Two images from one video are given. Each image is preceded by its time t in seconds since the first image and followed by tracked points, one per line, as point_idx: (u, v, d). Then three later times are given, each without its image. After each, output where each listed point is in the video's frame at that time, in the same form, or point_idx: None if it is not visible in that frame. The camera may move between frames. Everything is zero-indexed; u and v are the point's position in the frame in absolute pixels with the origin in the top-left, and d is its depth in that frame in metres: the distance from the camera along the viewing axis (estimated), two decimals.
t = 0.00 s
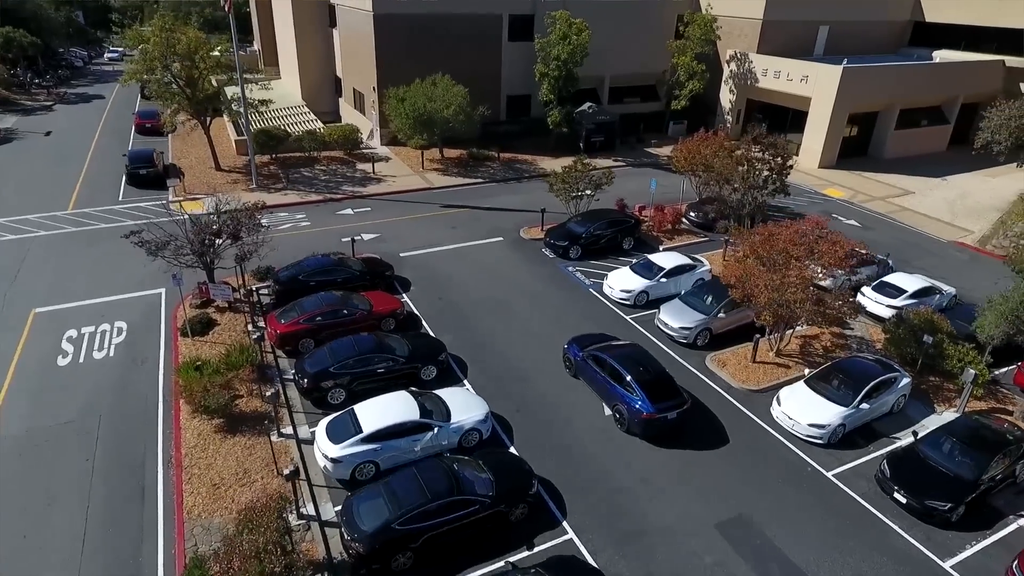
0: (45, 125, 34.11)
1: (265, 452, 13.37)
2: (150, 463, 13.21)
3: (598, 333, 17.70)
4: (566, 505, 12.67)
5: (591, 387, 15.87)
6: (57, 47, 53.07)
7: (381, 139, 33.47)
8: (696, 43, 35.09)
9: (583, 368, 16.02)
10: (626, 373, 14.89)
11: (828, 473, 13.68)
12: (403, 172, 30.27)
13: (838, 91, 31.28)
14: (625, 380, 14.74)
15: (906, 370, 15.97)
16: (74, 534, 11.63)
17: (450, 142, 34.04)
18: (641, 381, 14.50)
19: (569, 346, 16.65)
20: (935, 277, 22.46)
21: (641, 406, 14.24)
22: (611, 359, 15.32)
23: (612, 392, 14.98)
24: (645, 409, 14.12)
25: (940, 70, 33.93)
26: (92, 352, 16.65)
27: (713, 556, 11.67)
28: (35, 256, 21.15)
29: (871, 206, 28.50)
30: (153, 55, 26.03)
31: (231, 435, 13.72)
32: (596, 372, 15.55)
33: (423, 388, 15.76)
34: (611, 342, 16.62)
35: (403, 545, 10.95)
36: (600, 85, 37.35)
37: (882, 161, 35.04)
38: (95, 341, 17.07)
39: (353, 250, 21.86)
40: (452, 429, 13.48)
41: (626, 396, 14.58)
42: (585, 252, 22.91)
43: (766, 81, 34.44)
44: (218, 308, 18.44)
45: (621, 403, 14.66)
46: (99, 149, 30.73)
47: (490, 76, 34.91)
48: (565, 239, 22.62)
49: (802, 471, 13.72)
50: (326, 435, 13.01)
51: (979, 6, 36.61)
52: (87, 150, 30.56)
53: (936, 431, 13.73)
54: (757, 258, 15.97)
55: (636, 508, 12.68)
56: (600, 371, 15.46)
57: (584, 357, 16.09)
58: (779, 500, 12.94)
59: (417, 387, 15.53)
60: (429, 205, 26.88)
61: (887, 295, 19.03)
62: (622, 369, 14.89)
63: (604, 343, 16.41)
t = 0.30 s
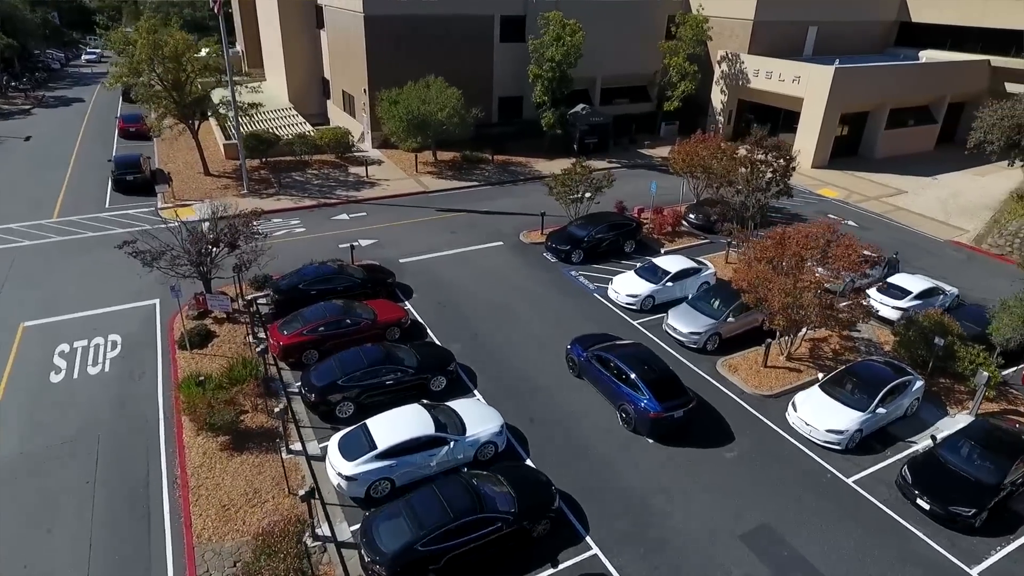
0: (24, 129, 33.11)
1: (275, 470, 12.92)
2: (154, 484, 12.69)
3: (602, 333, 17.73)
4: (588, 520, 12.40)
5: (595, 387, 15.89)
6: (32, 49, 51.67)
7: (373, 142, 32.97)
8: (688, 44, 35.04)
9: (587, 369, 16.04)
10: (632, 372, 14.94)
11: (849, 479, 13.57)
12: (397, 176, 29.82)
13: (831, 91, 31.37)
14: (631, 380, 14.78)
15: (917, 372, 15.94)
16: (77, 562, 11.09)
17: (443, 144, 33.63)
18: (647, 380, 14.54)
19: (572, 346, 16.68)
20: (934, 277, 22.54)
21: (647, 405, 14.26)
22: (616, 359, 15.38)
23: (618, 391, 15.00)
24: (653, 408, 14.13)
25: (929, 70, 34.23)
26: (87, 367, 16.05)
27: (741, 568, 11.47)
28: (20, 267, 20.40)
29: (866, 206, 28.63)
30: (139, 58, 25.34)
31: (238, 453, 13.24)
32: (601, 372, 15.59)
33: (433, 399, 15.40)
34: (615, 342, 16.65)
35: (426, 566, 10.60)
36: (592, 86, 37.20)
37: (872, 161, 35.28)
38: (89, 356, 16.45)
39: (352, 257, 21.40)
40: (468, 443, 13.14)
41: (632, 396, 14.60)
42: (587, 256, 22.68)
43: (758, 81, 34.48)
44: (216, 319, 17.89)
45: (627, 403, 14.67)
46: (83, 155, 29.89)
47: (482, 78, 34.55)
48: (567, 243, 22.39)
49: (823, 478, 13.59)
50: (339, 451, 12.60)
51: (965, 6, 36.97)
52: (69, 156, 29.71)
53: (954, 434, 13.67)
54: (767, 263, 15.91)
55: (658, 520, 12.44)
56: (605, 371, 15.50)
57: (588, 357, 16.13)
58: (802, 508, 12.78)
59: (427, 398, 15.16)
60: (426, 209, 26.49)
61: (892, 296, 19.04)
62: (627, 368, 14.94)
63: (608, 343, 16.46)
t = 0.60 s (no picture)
0: (10, 133, 32.40)
1: (286, 483, 12.61)
2: (160, 500, 12.31)
3: (605, 333, 17.72)
4: (607, 529, 12.21)
5: (600, 387, 15.88)
6: (15, 50, 50.64)
7: (367, 144, 32.60)
8: (683, 44, 35.01)
9: (592, 369, 16.02)
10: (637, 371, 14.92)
11: (865, 483, 13.50)
12: (393, 179, 29.50)
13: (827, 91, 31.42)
14: (636, 379, 14.75)
15: (928, 374, 15.92)
16: None
17: (438, 146, 33.33)
18: (652, 379, 14.53)
19: (576, 346, 16.65)
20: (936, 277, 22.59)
21: (653, 404, 14.25)
22: (621, 358, 15.37)
23: (624, 391, 14.98)
24: (659, 406, 14.11)
25: (921, 70, 34.46)
26: (84, 379, 15.61)
27: None
28: (11, 275, 19.87)
29: (863, 206, 28.71)
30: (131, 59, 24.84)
31: (247, 466, 12.91)
32: (606, 371, 15.57)
33: (443, 407, 15.15)
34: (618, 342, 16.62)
35: None
36: (586, 86, 37.07)
37: (866, 160, 35.43)
38: (86, 367, 16.01)
39: (353, 262, 21.06)
40: (482, 453, 12.91)
41: (638, 395, 14.59)
42: (590, 259, 22.51)
43: (752, 81, 34.50)
44: (216, 327, 17.51)
45: (633, 403, 14.66)
46: (71, 159, 29.27)
47: (477, 78, 34.27)
48: (570, 246, 22.21)
49: (840, 482, 13.50)
50: (352, 464, 12.31)
51: (956, 6, 37.25)
52: (57, 160, 29.08)
53: (968, 436, 13.65)
54: (779, 264, 15.76)
55: (677, 529, 12.27)
56: (610, 371, 15.49)
57: (593, 357, 16.10)
58: (821, 514, 12.69)
59: (437, 407, 14.90)
60: (424, 212, 26.20)
61: (897, 297, 19.02)
62: (632, 368, 14.93)
63: (612, 343, 16.44)
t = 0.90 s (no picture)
0: None
1: (304, 501, 12.22)
2: (173, 521, 11.86)
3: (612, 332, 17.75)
4: (635, 541, 11.99)
5: (608, 386, 16.00)
6: None
7: (362, 147, 32.12)
8: (678, 44, 34.93)
9: (599, 367, 16.16)
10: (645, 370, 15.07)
11: (889, 488, 13.43)
12: (390, 182, 29.07)
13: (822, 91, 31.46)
14: (644, 377, 14.90)
15: (943, 375, 15.91)
16: None
17: (434, 148, 32.93)
18: (661, 377, 14.67)
19: (582, 345, 16.77)
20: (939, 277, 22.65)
21: (663, 402, 14.40)
22: (628, 357, 15.51)
23: (632, 389, 15.14)
24: (668, 404, 14.27)
25: (913, 69, 34.75)
26: (86, 394, 15.06)
27: None
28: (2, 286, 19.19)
29: (861, 206, 28.80)
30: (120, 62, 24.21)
31: (262, 484, 12.49)
32: (613, 370, 15.71)
33: (459, 417, 14.82)
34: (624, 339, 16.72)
35: None
36: (581, 87, 36.86)
37: (860, 159, 35.61)
38: (87, 382, 15.45)
39: (356, 268, 20.65)
40: (505, 465, 12.63)
41: (647, 393, 14.75)
42: (596, 262, 22.30)
43: (747, 82, 34.49)
44: (220, 338, 17.02)
45: (642, 401, 14.80)
46: (57, 164, 28.48)
47: (472, 80, 33.92)
48: (575, 250, 21.96)
49: (864, 488, 13.42)
50: (373, 480, 11.97)
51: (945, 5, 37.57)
52: (43, 165, 28.27)
53: (990, 439, 13.62)
54: (797, 267, 15.60)
55: (707, 540, 12.08)
56: (617, 369, 15.64)
57: (599, 356, 16.23)
58: (849, 521, 12.59)
59: (453, 417, 14.61)
60: (424, 216, 25.82)
61: (905, 297, 18.99)
62: (640, 366, 15.09)
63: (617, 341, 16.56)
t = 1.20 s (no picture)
0: None
1: (319, 513, 11.94)
2: (184, 537, 11.53)
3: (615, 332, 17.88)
4: (657, 549, 11.84)
5: (613, 385, 16.10)
6: None
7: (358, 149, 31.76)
8: (673, 45, 34.93)
9: (604, 366, 16.27)
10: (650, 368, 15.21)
11: (907, 490, 13.40)
12: (388, 184, 28.76)
13: (819, 90, 31.51)
14: (650, 376, 15.03)
15: (953, 375, 15.94)
16: None
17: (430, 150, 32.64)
18: (668, 375, 14.80)
19: (587, 345, 16.89)
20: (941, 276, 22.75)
21: (670, 399, 14.52)
22: (634, 356, 15.65)
23: (638, 388, 15.24)
24: (675, 402, 14.38)
25: (905, 69, 35.00)
26: (88, 407, 14.66)
27: None
28: None
29: (859, 205, 28.92)
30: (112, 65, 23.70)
31: (275, 497, 12.19)
32: (618, 369, 15.84)
33: (472, 424, 14.60)
34: (628, 338, 16.85)
35: None
36: (576, 87, 36.74)
37: (854, 159, 35.78)
38: (88, 394, 15.05)
39: (359, 273, 20.35)
40: (523, 474, 12.44)
41: (653, 391, 14.87)
42: (600, 264, 22.16)
43: (742, 82, 34.51)
44: (223, 347, 16.67)
45: (649, 399, 14.91)
46: (46, 168, 27.88)
47: (468, 80, 33.68)
48: (579, 252, 21.81)
49: (882, 490, 13.37)
50: (391, 492, 11.73)
51: (936, 6, 37.90)
52: (31, 170, 27.66)
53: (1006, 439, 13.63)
54: (810, 271, 15.71)
55: (728, 546, 11.96)
56: (622, 368, 15.76)
57: (604, 355, 16.36)
58: (869, 524, 12.53)
59: (466, 425, 14.39)
60: (424, 219, 25.55)
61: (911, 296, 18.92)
62: (645, 364, 15.28)
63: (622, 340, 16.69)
